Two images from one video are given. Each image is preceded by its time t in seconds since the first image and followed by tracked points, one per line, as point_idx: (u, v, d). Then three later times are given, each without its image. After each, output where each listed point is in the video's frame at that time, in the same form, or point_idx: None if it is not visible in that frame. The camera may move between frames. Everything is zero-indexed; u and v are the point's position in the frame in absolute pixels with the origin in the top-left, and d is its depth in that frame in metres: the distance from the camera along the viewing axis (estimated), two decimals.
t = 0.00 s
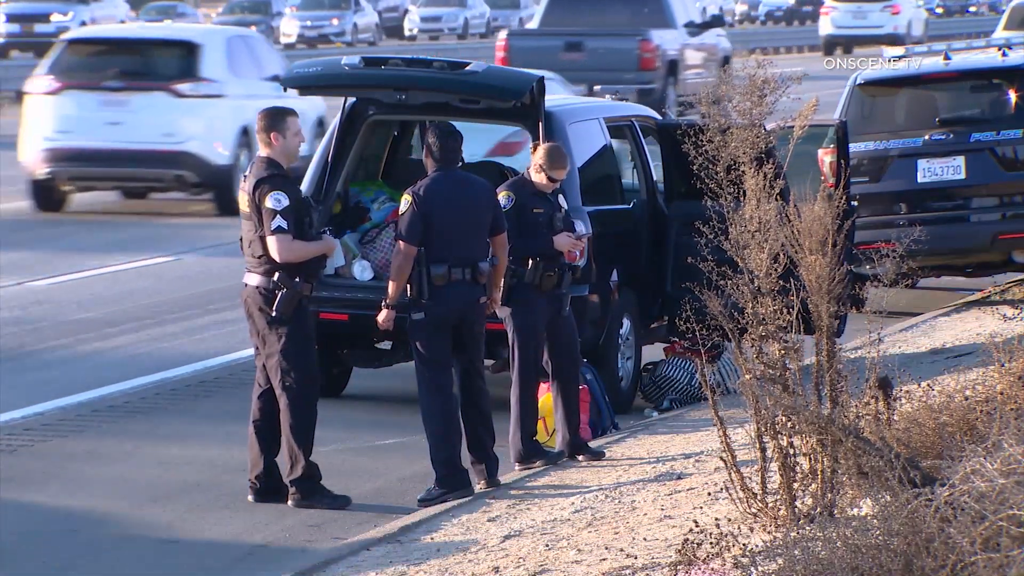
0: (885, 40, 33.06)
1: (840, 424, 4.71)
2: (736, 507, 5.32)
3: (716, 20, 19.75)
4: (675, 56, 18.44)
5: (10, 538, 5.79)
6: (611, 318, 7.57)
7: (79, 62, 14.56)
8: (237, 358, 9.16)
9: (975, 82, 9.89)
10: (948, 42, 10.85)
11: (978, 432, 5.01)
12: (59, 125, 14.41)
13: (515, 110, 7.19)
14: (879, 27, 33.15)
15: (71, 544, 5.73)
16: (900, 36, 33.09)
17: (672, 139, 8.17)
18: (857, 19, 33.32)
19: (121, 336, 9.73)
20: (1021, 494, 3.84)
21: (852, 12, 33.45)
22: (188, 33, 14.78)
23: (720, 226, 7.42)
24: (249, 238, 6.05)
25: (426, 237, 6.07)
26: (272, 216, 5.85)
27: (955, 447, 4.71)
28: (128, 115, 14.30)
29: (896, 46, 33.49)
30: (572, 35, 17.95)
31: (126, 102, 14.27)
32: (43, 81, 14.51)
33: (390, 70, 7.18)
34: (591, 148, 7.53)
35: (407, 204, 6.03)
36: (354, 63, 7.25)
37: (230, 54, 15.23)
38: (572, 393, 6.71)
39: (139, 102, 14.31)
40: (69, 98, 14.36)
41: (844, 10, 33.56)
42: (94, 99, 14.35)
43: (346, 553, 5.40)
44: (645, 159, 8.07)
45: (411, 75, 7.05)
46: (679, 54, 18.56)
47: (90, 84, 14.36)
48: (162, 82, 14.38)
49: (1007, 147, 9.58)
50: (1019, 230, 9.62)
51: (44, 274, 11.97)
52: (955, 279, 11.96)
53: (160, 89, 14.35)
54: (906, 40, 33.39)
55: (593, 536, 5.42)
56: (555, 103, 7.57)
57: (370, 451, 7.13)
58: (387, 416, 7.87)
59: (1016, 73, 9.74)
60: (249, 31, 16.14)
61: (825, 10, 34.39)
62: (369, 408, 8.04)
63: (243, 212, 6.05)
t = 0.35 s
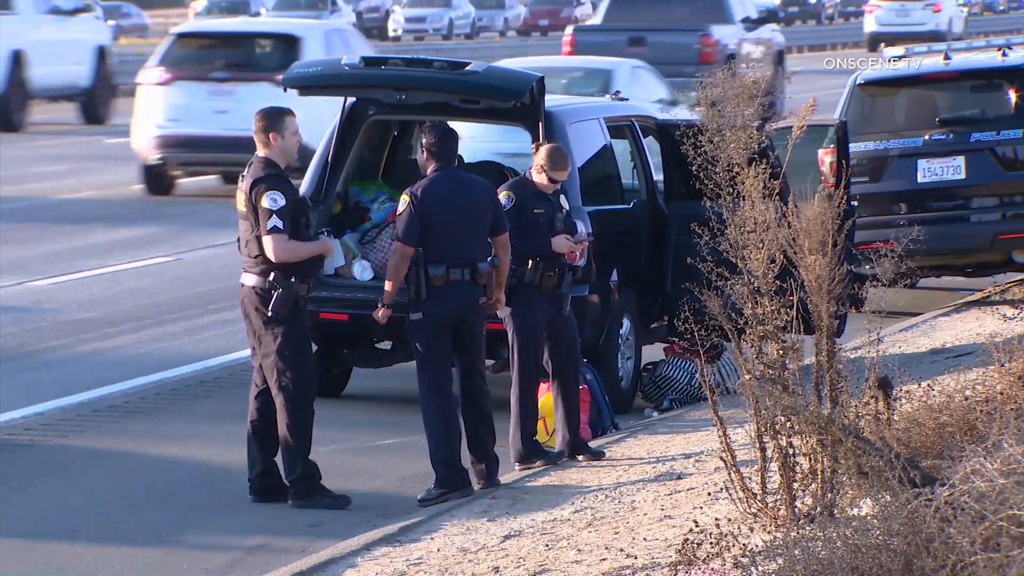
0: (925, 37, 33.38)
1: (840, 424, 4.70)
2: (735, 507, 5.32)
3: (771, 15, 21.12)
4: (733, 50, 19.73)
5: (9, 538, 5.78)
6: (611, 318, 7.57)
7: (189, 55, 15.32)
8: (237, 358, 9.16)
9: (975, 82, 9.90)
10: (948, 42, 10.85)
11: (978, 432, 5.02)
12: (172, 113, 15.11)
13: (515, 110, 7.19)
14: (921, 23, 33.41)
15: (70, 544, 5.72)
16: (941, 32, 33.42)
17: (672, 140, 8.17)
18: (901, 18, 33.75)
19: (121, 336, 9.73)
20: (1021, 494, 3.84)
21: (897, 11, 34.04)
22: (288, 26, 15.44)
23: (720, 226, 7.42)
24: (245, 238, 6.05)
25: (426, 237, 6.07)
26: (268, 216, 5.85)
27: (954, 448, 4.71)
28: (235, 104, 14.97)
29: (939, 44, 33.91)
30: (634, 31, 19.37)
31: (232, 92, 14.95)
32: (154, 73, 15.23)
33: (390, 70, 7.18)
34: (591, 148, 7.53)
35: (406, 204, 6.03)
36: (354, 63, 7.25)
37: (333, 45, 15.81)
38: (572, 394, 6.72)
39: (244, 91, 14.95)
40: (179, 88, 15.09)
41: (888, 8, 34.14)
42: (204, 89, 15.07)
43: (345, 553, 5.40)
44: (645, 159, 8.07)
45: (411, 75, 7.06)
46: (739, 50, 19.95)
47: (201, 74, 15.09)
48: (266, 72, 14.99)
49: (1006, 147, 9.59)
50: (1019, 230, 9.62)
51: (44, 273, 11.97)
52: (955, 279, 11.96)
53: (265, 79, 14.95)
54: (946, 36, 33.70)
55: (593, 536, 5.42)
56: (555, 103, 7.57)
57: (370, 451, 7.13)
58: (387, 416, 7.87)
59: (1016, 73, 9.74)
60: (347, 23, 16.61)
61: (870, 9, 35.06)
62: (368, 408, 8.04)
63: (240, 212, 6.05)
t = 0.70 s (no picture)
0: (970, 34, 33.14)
1: (840, 424, 4.68)
2: (736, 507, 5.31)
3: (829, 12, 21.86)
4: (795, 44, 20.39)
5: (9, 538, 5.78)
6: (611, 318, 7.57)
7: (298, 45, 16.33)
8: (236, 358, 9.15)
9: (975, 82, 9.88)
10: (948, 42, 10.85)
11: (978, 432, 5.02)
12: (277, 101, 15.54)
13: (515, 109, 7.19)
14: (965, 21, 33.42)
15: (70, 544, 5.72)
16: (984, 31, 33.49)
17: (672, 140, 8.18)
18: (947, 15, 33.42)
19: (121, 336, 9.72)
20: (1021, 494, 3.85)
21: (942, 7, 33.48)
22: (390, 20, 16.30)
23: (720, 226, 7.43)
24: (244, 238, 6.04)
25: (427, 237, 6.07)
26: (268, 216, 5.85)
27: (954, 447, 4.71)
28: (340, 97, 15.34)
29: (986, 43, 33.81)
30: (701, 24, 19.04)
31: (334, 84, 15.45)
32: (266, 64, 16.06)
33: (390, 69, 7.18)
34: (591, 147, 7.53)
35: (407, 205, 6.04)
36: (354, 63, 7.25)
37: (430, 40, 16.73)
38: (572, 394, 6.72)
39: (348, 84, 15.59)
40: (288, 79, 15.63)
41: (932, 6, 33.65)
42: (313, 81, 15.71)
43: (345, 553, 5.40)
44: (645, 159, 8.08)
45: (411, 75, 7.06)
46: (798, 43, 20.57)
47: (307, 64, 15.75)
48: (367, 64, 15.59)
49: (1007, 147, 9.60)
50: (1019, 230, 9.62)
51: (45, 272, 11.96)
52: (955, 279, 11.97)
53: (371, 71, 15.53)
54: (990, 33, 33.69)
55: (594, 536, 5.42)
56: (555, 103, 7.57)
57: (370, 451, 7.13)
58: (388, 415, 7.87)
59: (1015, 73, 9.74)
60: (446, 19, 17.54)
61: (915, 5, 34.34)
62: (368, 408, 8.04)
63: (239, 212, 6.05)
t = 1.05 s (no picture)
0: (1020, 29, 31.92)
1: (840, 423, 4.67)
2: (736, 507, 5.31)
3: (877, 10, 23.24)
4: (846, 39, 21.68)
5: (9, 537, 5.78)
6: (611, 318, 7.57)
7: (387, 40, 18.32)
8: (236, 358, 9.15)
9: (975, 82, 9.85)
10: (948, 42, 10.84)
11: (978, 432, 5.02)
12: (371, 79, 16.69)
13: (515, 109, 7.19)
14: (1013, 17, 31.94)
15: (70, 544, 5.72)
16: None
17: (672, 140, 8.18)
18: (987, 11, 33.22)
19: (121, 336, 9.72)
20: (1021, 494, 3.85)
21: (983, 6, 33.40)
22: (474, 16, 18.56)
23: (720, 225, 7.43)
24: (245, 238, 6.04)
25: (427, 237, 6.07)
26: (269, 216, 5.85)
27: (954, 447, 4.71)
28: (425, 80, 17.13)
29: None
30: (757, 21, 20.44)
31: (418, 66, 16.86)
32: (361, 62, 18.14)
33: (389, 69, 7.18)
34: (591, 147, 7.53)
35: (407, 204, 6.03)
36: (354, 63, 7.25)
37: (510, 32, 18.90)
38: (572, 394, 6.72)
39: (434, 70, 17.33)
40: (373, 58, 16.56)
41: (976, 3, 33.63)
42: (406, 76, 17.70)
43: (345, 553, 5.40)
44: (645, 158, 8.08)
45: (411, 75, 7.06)
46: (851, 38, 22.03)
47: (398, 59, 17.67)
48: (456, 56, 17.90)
49: (1006, 147, 9.60)
50: (1018, 230, 9.63)
51: (46, 272, 11.97)
52: (954, 279, 11.97)
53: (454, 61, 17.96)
54: None
55: (593, 536, 5.42)
56: (555, 103, 7.57)
57: (370, 451, 7.13)
58: (388, 415, 7.88)
59: (1015, 73, 9.74)
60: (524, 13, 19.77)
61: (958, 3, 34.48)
62: (368, 408, 8.04)
63: (240, 212, 6.04)
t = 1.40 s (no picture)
0: None
1: (840, 424, 4.67)
2: (736, 507, 5.31)
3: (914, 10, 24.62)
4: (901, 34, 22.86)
5: (10, 538, 5.78)
6: (611, 318, 7.57)
7: (476, 33, 19.35)
8: (236, 358, 9.15)
9: (975, 82, 9.86)
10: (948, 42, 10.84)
11: (978, 431, 5.02)
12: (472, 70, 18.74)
13: (515, 109, 7.19)
14: None
15: (70, 544, 5.72)
16: None
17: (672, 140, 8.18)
18: None
19: (121, 336, 9.72)
20: (1021, 494, 3.85)
21: None
22: (558, 10, 19.65)
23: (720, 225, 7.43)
24: (244, 238, 6.04)
25: (427, 237, 6.06)
26: (268, 216, 5.85)
27: (954, 447, 4.71)
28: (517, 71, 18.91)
29: None
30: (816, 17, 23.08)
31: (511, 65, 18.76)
32: (449, 49, 18.99)
33: (390, 69, 7.18)
34: (591, 147, 7.53)
35: (408, 204, 6.04)
36: (354, 63, 7.24)
37: (593, 27, 20.15)
38: (572, 393, 6.72)
39: (524, 64, 19.00)
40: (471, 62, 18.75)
41: None
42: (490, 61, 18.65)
43: (345, 553, 5.40)
44: (645, 158, 8.08)
45: (411, 75, 7.06)
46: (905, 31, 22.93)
47: (489, 49, 19.04)
48: (541, 50, 19.22)
49: (1006, 147, 9.60)
50: (1018, 230, 9.62)
51: (46, 271, 11.97)
52: (954, 279, 11.97)
53: (536, 56, 19.08)
54: None
55: (593, 536, 5.42)
56: (555, 103, 7.57)
57: (370, 451, 7.13)
58: (387, 415, 7.88)
59: (1016, 73, 9.74)
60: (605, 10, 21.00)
61: None
62: (368, 408, 8.03)
63: (239, 212, 6.04)
